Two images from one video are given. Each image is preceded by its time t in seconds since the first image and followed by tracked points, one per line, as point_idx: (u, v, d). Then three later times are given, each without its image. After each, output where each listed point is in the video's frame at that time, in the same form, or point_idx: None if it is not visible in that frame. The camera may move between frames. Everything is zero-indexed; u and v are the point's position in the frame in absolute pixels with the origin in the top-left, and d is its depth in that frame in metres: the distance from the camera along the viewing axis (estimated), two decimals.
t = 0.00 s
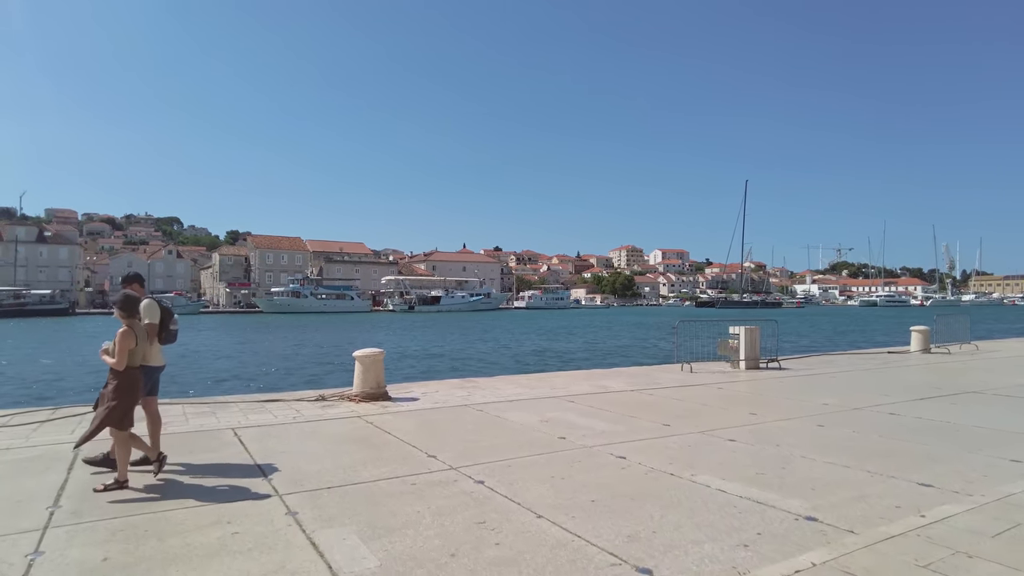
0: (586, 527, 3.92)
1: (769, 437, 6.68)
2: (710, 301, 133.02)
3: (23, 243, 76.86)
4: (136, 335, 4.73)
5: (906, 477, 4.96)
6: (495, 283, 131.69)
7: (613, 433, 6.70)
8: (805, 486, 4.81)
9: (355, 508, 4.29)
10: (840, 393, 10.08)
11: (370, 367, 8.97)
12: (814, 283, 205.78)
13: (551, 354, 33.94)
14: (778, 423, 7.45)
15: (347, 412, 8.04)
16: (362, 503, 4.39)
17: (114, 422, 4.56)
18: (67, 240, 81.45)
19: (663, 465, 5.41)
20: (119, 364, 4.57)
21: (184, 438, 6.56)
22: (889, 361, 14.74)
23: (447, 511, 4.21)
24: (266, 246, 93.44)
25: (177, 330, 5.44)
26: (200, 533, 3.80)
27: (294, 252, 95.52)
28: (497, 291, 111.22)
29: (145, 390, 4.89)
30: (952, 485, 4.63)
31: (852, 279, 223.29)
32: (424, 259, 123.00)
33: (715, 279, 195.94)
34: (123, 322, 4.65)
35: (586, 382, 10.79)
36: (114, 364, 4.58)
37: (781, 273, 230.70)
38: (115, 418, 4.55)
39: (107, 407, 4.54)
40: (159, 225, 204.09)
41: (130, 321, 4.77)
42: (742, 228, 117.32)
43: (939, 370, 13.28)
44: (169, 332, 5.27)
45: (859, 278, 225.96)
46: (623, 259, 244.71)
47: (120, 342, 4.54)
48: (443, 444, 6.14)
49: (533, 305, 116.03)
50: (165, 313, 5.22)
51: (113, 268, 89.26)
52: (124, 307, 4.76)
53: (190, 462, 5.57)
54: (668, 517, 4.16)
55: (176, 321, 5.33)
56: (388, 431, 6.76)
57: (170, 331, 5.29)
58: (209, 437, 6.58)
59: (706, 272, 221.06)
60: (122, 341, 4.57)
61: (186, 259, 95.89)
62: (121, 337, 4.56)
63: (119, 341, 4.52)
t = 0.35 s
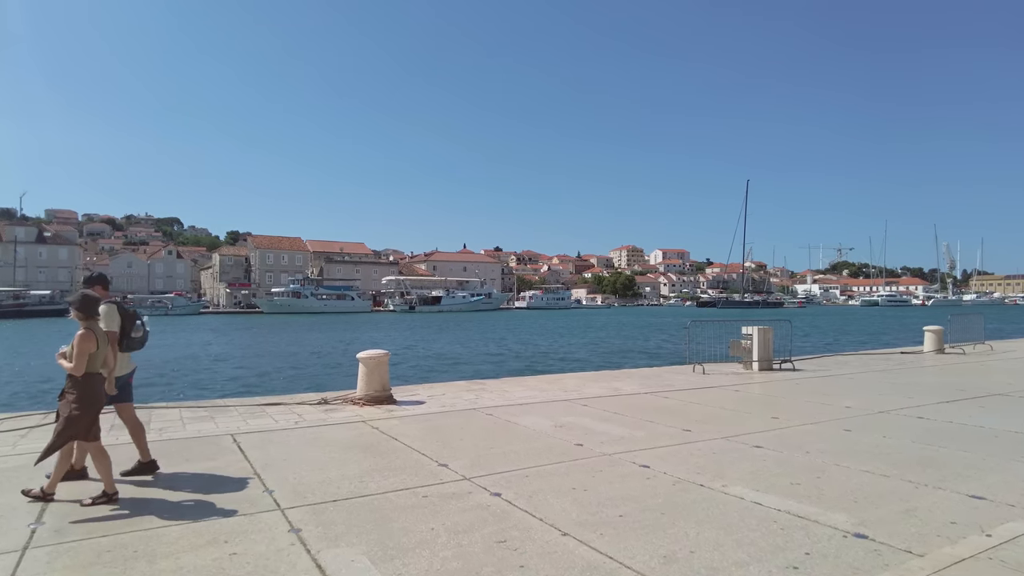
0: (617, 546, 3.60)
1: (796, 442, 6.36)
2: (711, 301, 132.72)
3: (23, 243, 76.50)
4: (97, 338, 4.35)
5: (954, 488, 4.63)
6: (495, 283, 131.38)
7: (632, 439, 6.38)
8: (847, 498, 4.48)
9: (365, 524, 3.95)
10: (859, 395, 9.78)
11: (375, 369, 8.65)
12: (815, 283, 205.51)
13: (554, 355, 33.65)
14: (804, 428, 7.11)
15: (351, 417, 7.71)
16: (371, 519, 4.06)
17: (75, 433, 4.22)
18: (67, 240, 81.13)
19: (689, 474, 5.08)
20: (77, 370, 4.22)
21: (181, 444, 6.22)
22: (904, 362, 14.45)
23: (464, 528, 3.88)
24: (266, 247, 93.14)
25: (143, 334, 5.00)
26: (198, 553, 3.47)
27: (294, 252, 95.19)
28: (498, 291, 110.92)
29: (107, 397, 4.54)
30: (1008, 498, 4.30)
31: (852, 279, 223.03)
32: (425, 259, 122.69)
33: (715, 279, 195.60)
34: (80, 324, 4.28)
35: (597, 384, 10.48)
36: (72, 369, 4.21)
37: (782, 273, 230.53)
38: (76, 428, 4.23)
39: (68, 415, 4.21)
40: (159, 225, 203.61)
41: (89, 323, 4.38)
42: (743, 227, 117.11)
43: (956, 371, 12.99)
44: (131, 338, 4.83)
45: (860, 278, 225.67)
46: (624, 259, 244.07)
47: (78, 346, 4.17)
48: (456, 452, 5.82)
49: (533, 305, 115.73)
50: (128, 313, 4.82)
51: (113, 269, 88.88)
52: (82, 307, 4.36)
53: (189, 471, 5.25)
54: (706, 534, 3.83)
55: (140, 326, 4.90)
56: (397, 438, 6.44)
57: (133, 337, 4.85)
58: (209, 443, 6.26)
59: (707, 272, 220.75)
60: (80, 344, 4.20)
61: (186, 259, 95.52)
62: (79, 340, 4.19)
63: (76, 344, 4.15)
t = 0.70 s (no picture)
0: None
1: (831, 453, 5.97)
2: (713, 302, 132.38)
3: (23, 243, 76.23)
4: (46, 345, 4.04)
5: (1014, 507, 4.26)
6: (497, 283, 131.02)
7: (654, 448, 6.02)
8: (902, 518, 4.09)
9: (376, 550, 3.58)
10: (885, 400, 9.40)
11: (379, 373, 8.28)
12: (816, 283, 205.14)
13: (558, 355, 33.33)
14: (834, 437, 6.73)
15: (356, 424, 7.33)
16: (381, 544, 3.68)
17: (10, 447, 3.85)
18: (67, 240, 80.85)
19: (726, 491, 4.68)
20: (20, 378, 3.89)
21: (177, 454, 5.84)
22: (921, 364, 14.07)
23: (482, 557, 3.50)
24: (267, 247, 92.86)
25: (101, 339, 4.50)
26: None
27: (295, 252, 94.89)
28: (499, 291, 110.61)
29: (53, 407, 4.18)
30: None
31: (854, 279, 222.54)
32: (426, 259, 122.40)
33: (717, 279, 195.33)
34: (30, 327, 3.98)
35: (610, 388, 10.11)
36: (15, 377, 3.88)
37: (783, 273, 230.38)
38: (14, 440, 3.87)
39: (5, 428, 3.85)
40: (159, 225, 202.97)
41: (40, 327, 4.09)
42: (746, 227, 116.56)
43: (977, 373, 12.63)
44: (86, 342, 4.35)
45: (861, 278, 225.33)
46: (625, 259, 243.73)
47: (24, 352, 3.86)
48: (470, 464, 5.45)
49: (535, 305, 115.35)
50: (85, 317, 4.42)
51: (113, 269, 88.52)
52: (34, 310, 4.05)
53: (187, 486, 4.89)
54: (754, 562, 3.46)
55: (97, 330, 4.42)
56: (406, 448, 6.08)
57: (89, 341, 4.37)
58: (206, 454, 5.89)
59: (708, 272, 220.31)
60: (27, 350, 3.88)
61: (186, 259, 95.28)
62: (25, 346, 3.86)
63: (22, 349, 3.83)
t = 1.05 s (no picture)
0: None
1: (869, 458, 5.64)
2: (716, 302, 131.81)
3: (25, 242, 76.09)
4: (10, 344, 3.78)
5: None
6: (499, 283, 130.57)
7: (680, 454, 5.72)
8: (963, 532, 3.77)
9: (395, 569, 3.28)
10: (910, 401, 9.09)
11: (388, 374, 7.97)
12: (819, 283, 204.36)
13: (563, 355, 32.99)
14: (866, 441, 6.41)
15: (365, 427, 7.03)
16: (398, 562, 3.38)
17: None
18: (69, 239, 80.68)
19: (766, 502, 4.37)
20: None
21: (178, 460, 5.53)
22: (940, 365, 13.73)
23: None
24: (269, 246, 92.61)
25: (75, 338, 4.33)
26: None
27: (297, 252, 94.64)
28: (501, 291, 110.22)
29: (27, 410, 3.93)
30: None
31: (857, 278, 221.96)
32: (428, 258, 122.09)
33: (720, 279, 194.76)
34: None
35: (625, 389, 9.80)
36: None
37: (786, 273, 229.76)
38: None
39: None
40: (161, 225, 202.95)
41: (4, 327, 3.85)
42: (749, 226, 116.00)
43: (999, 374, 12.30)
44: (62, 340, 4.18)
45: (865, 278, 224.36)
46: (627, 259, 243.36)
47: None
48: (488, 471, 5.14)
49: (537, 305, 114.97)
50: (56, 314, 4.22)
51: (115, 268, 88.34)
52: None
53: (189, 493, 4.60)
54: None
55: (73, 326, 4.26)
56: (418, 453, 5.77)
57: (65, 339, 4.20)
58: (209, 459, 5.59)
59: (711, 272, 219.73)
60: None
61: (188, 258, 95.12)
62: None
63: None
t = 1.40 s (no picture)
0: None
1: (906, 464, 5.32)
2: (717, 300, 131.44)
3: (24, 241, 75.81)
4: None
5: None
6: (499, 281, 130.23)
7: (706, 461, 5.40)
8: None
9: None
10: (934, 402, 8.77)
11: (394, 375, 7.64)
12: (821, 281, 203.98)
13: (566, 354, 32.66)
14: (899, 445, 6.08)
15: (370, 431, 6.71)
16: None
17: None
18: (68, 237, 80.39)
19: (806, 515, 4.04)
20: None
21: (173, 467, 5.21)
22: (956, 364, 13.41)
23: None
24: (269, 244, 92.26)
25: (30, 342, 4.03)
26: None
27: (297, 249, 94.23)
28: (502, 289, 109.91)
29: None
30: None
31: (859, 277, 221.30)
32: (429, 256, 121.77)
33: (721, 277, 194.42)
34: None
35: (637, 390, 9.49)
36: None
37: (787, 271, 229.48)
38: None
39: None
40: (162, 223, 202.74)
41: None
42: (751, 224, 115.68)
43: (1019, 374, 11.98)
44: (18, 344, 3.87)
45: (866, 276, 223.95)
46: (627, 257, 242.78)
47: None
48: (505, 479, 4.83)
49: (538, 303, 114.67)
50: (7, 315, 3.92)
51: (115, 266, 88.04)
52: None
53: (183, 504, 4.28)
54: None
55: (29, 329, 3.96)
56: (428, 459, 5.45)
57: (20, 342, 3.90)
58: (205, 466, 5.26)
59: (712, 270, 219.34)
60: None
61: (188, 256, 94.75)
62: None
63: None
